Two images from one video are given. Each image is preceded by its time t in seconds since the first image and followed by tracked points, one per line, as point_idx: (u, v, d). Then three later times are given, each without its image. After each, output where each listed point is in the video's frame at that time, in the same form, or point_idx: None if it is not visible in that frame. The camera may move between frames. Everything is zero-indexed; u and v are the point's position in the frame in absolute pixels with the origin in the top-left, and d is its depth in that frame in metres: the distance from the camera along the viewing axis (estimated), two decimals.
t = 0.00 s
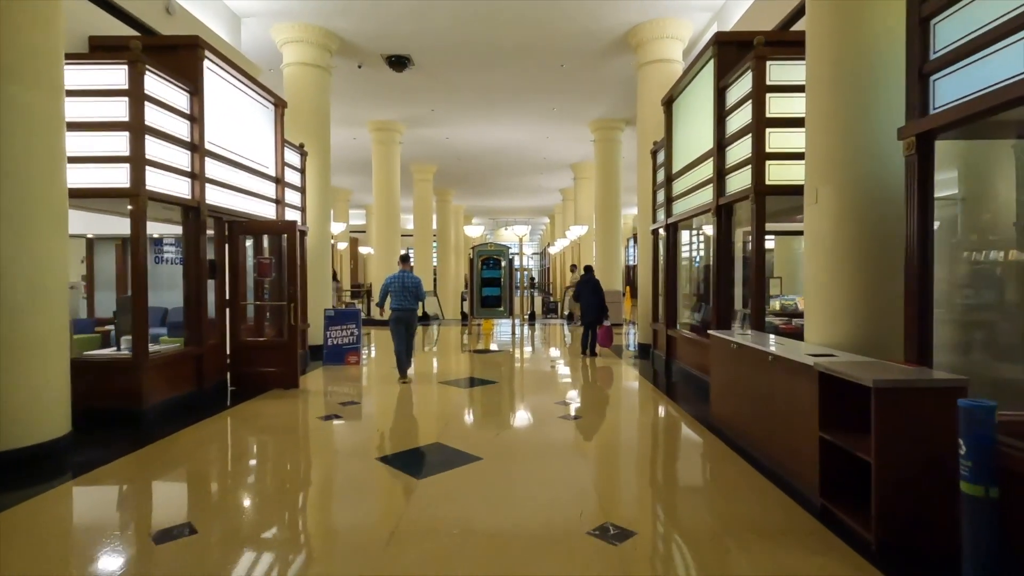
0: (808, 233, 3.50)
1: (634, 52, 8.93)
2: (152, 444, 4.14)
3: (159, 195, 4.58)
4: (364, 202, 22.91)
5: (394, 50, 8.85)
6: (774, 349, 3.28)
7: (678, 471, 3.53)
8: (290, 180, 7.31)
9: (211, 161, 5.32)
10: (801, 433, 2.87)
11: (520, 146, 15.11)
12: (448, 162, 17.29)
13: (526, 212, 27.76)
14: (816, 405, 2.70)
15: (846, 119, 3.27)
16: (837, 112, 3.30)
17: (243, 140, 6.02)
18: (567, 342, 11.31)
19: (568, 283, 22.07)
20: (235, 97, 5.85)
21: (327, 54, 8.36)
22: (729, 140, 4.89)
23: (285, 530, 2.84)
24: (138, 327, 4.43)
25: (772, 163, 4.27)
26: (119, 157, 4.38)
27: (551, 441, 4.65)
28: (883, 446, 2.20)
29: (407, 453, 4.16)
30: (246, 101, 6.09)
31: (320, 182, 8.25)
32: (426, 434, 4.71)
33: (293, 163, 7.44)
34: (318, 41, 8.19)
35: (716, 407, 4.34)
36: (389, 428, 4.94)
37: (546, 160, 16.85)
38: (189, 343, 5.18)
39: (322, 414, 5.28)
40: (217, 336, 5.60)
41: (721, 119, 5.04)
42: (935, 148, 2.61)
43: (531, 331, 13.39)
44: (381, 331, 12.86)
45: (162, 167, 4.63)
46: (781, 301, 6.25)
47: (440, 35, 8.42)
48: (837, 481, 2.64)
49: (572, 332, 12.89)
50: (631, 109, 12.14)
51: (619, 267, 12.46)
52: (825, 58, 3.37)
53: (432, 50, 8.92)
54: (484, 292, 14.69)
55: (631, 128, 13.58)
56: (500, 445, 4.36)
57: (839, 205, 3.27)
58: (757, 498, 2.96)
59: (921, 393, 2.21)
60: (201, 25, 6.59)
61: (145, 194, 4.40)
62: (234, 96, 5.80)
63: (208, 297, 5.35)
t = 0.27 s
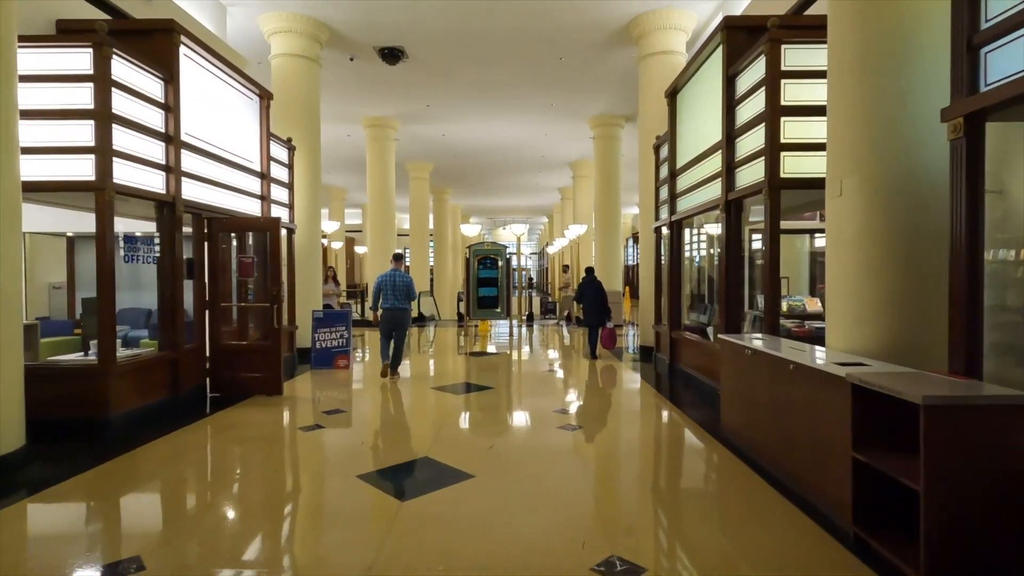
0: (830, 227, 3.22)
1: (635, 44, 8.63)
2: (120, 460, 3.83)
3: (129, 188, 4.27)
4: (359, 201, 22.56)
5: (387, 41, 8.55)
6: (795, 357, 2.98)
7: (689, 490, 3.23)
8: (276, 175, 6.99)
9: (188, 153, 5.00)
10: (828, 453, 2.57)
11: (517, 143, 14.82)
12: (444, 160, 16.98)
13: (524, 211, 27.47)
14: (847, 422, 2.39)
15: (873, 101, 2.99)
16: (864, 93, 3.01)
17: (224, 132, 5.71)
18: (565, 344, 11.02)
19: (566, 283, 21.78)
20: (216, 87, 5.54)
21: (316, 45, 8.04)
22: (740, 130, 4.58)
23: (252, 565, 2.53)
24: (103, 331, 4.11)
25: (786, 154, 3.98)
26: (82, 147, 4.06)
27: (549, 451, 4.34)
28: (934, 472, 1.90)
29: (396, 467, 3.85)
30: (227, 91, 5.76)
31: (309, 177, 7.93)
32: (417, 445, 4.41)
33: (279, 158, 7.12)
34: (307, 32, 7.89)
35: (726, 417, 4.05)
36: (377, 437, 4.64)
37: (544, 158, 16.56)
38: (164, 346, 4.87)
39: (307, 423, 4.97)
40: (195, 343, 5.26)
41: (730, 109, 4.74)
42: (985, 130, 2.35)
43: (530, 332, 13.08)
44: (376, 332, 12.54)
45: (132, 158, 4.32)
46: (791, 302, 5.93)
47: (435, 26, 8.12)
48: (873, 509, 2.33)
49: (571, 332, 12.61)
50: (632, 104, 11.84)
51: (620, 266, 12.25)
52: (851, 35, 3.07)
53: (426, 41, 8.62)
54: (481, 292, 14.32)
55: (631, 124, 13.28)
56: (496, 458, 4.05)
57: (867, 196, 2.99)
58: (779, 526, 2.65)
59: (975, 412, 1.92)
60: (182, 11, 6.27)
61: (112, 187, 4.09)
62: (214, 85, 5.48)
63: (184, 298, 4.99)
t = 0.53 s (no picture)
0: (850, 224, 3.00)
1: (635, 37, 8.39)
2: (83, 475, 3.55)
3: (95, 181, 3.99)
4: (354, 200, 22.26)
5: (379, 34, 8.28)
6: (812, 363, 2.73)
7: (696, 509, 2.97)
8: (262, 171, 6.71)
9: (163, 146, 4.73)
10: (853, 472, 2.32)
11: (514, 141, 14.56)
12: (440, 158, 16.71)
13: (521, 210, 27.20)
14: (878, 441, 2.14)
15: (896, 87, 2.79)
16: (887, 78, 2.81)
17: (204, 125, 5.45)
18: (562, 345, 10.77)
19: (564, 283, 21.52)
20: (196, 78, 5.29)
21: (305, 37, 7.77)
22: (748, 120, 4.32)
23: None
24: (65, 335, 3.83)
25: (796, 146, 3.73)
26: (42, 137, 3.78)
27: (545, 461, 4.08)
28: (984, 501, 1.65)
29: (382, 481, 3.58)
30: (207, 82, 5.49)
31: (297, 174, 7.66)
32: (406, 456, 4.14)
33: (265, 153, 6.85)
34: (295, 23, 7.60)
35: (733, 426, 3.80)
36: (363, 446, 4.38)
37: (542, 156, 16.30)
38: (136, 351, 4.59)
39: (289, 431, 4.71)
40: (169, 347, 4.99)
41: (735, 100, 4.50)
42: None
43: (526, 333, 12.81)
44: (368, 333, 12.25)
45: (99, 150, 4.04)
46: (796, 304, 5.67)
47: (428, 17, 7.86)
48: (906, 537, 2.09)
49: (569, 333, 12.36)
50: (632, 101, 11.61)
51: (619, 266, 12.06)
52: (876, 15, 2.85)
53: (419, 34, 8.35)
54: (476, 293, 14.11)
55: (630, 122, 13.03)
56: (489, 470, 3.78)
57: (891, 189, 2.77)
58: (797, 554, 2.39)
59: None
60: None
61: (74, 180, 3.81)
62: (193, 76, 5.22)
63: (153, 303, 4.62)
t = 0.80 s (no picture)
0: (879, 221, 2.74)
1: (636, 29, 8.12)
2: (39, 493, 3.27)
3: (55, 175, 3.69)
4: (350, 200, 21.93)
5: (370, 26, 7.98)
6: (841, 375, 2.46)
7: (709, 534, 2.70)
8: (246, 168, 6.42)
9: (135, 138, 4.44)
10: (895, 502, 2.05)
11: (511, 138, 14.26)
12: (436, 156, 16.40)
13: (519, 210, 26.89)
14: (925, 469, 1.87)
15: (931, 68, 2.51)
16: (922, 59, 2.54)
17: (182, 118, 5.16)
18: (561, 347, 10.48)
19: (563, 284, 21.22)
20: (172, 67, 5.00)
21: (293, 28, 7.47)
22: (760, 110, 4.02)
23: None
24: (22, 341, 3.53)
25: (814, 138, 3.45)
26: None
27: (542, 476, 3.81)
28: None
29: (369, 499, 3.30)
30: (186, 71, 5.20)
31: (285, 170, 7.35)
32: (396, 470, 3.86)
33: (250, 148, 6.55)
34: (283, 14, 7.31)
35: (746, 439, 3.53)
36: (349, 459, 4.10)
37: (540, 154, 16.00)
38: (105, 357, 4.30)
39: (270, 442, 4.42)
40: (141, 355, 4.63)
41: (745, 90, 4.22)
42: None
43: (524, 334, 12.52)
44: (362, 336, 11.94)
45: (60, 141, 3.75)
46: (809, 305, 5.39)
47: (422, 9, 7.56)
48: None
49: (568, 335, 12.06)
50: (632, 97, 11.34)
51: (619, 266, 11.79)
52: None
53: (412, 26, 8.06)
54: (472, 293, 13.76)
55: (631, 119, 12.74)
56: (485, 488, 3.49)
57: (928, 183, 2.50)
58: None
59: None
60: None
61: (32, 174, 3.51)
62: (170, 65, 4.93)
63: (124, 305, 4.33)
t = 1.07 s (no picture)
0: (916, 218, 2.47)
1: (639, 20, 7.83)
2: None
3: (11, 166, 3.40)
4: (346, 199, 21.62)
5: (362, 16, 7.68)
6: (880, 391, 2.19)
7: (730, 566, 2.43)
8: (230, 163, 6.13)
9: (104, 129, 4.15)
10: (954, 542, 1.79)
11: (509, 136, 13.97)
12: (433, 154, 16.10)
13: (517, 209, 26.59)
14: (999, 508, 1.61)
15: (976, 45, 2.24)
16: (966, 35, 2.26)
17: (159, 110, 4.88)
18: (561, 350, 10.19)
19: (562, 284, 20.93)
20: (147, 57, 4.72)
21: (281, 18, 7.17)
22: (775, 98, 3.73)
23: None
24: None
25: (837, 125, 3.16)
26: None
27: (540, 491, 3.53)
28: None
29: (353, 521, 3.03)
30: (163, 60, 4.92)
31: (273, 166, 7.06)
32: (384, 485, 3.59)
33: (234, 143, 6.26)
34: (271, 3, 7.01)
35: (762, 456, 3.27)
36: (333, 473, 3.82)
37: (538, 152, 15.71)
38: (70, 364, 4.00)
39: (249, 453, 4.13)
40: (110, 364, 4.31)
41: (759, 77, 3.93)
42: None
43: (522, 336, 12.25)
44: (357, 337, 11.67)
45: (18, 130, 3.45)
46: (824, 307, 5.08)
47: None
48: None
49: (567, 337, 11.77)
50: (633, 93, 11.07)
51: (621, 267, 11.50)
52: None
53: (406, 18, 7.77)
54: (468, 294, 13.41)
55: (632, 116, 12.46)
56: (480, 509, 3.21)
57: (973, 174, 2.22)
58: None
59: None
60: None
61: None
62: (145, 53, 4.65)
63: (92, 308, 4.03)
